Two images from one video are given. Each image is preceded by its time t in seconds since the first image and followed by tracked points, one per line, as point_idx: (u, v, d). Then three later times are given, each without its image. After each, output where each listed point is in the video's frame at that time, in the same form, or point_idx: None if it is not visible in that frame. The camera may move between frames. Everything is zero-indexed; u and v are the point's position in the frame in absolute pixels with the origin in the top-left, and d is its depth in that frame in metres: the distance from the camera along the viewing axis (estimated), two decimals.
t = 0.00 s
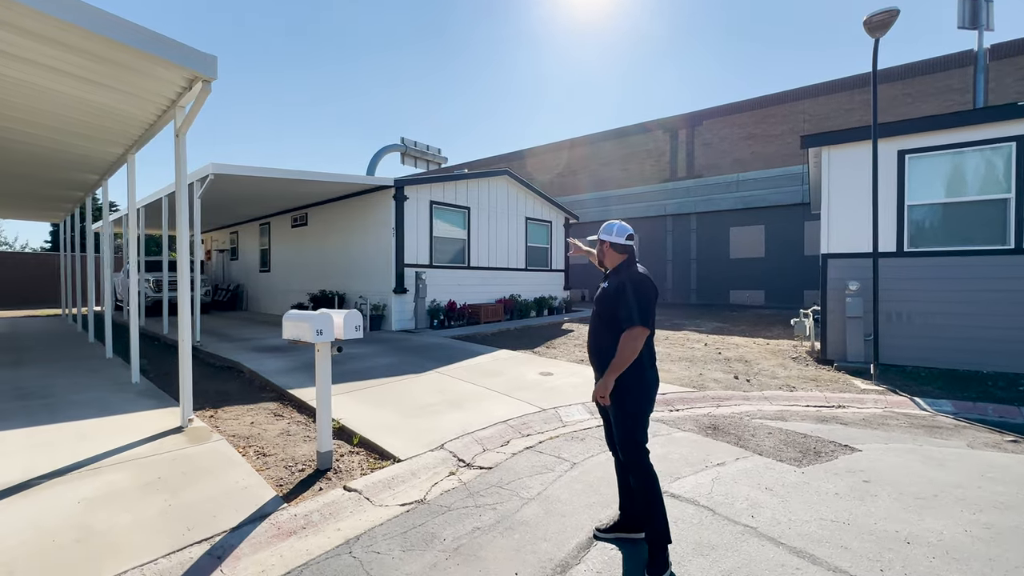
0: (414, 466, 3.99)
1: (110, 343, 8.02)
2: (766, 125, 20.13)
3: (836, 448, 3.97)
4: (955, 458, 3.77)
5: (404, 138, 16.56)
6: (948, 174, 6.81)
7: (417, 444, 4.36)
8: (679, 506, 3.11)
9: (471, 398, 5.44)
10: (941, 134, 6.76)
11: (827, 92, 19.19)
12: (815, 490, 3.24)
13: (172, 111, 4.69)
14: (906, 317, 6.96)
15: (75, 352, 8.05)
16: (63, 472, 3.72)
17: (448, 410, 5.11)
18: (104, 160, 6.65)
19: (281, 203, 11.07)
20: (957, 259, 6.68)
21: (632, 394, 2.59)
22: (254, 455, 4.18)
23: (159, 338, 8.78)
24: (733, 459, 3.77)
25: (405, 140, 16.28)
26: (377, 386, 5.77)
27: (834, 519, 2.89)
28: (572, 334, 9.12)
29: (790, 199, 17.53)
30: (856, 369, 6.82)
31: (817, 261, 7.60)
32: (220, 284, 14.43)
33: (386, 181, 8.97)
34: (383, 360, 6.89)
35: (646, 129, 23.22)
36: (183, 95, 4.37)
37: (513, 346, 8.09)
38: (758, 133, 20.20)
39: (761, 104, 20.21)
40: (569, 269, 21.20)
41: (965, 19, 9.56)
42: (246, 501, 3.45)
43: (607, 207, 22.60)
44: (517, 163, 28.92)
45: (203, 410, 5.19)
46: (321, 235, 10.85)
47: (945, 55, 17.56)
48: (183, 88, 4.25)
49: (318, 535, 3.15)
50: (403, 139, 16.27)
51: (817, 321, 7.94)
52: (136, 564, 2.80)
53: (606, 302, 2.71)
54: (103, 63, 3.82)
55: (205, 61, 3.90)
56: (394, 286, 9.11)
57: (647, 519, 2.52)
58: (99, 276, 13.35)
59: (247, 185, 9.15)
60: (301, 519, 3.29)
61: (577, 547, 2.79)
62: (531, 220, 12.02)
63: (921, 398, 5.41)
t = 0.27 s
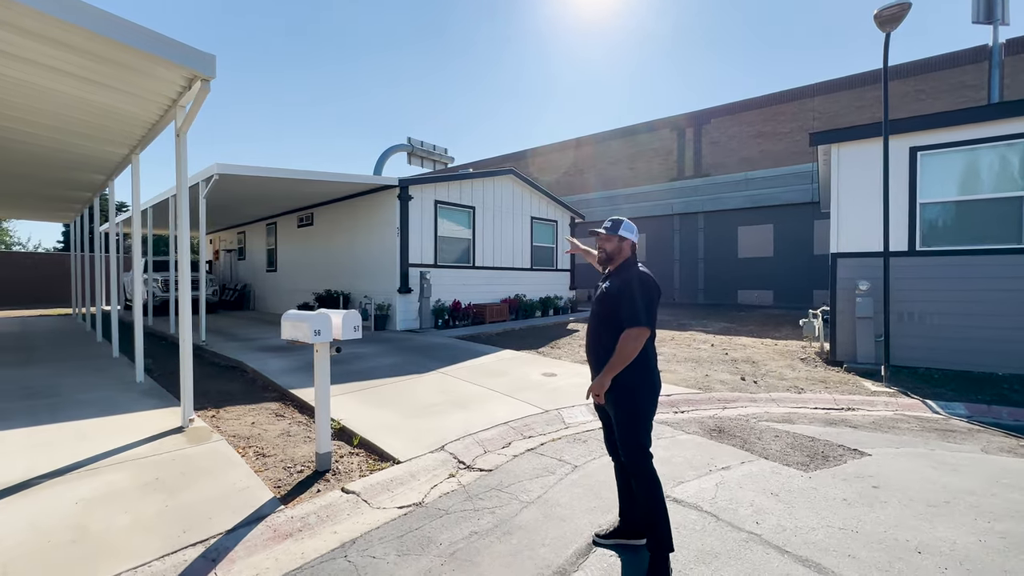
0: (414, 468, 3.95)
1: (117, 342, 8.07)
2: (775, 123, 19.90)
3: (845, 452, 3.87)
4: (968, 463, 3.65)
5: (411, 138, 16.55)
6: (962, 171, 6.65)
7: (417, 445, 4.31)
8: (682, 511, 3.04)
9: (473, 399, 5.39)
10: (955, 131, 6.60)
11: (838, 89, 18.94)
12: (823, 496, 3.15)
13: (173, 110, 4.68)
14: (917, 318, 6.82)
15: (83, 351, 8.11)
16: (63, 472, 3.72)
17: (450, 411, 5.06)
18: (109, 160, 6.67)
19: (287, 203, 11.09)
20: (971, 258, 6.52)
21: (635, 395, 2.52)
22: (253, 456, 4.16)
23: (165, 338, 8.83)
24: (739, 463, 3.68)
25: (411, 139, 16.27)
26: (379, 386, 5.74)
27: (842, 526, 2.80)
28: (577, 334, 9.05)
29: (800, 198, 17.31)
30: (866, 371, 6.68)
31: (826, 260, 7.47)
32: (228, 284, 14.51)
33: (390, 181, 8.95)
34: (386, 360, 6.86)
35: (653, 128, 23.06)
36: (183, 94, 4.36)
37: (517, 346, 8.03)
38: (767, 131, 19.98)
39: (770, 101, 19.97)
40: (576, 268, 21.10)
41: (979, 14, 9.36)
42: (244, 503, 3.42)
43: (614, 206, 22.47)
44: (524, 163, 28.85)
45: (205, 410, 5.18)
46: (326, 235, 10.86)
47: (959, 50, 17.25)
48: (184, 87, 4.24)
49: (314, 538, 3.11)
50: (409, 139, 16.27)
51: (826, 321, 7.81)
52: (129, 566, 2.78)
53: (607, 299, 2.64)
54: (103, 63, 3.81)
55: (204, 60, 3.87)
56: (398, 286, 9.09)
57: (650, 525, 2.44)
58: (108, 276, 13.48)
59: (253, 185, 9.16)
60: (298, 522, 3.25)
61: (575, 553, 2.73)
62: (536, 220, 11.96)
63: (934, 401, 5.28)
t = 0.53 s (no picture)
0: (414, 470, 3.92)
1: (124, 342, 8.12)
2: (784, 121, 19.69)
3: (853, 456, 3.78)
4: (981, 468, 3.56)
5: (417, 138, 16.55)
6: (974, 170, 6.52)
7: (418, 447, 4.28)
8: (684, 516, 2.98)
9: (475, 400, 5.35)
10: (967, 128, 6.47)
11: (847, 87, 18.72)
12: (829, 501, 3.08)
13: (176, 111, 4.68)
14: (929, 318, 6.69)
15: (90, 351, 8.17)
16: (64, 472, 3.72)
17: (452, 412, 5.03)
18: (115, 161, 6.71)
19: (293, 203, 11.11)
20: (984, 258, 6.39)
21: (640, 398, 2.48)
22: (254, 457, 4.14)
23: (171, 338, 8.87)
24: (744, 467, 3.61)
25: (417, 140, 16.28)
26: (381, 387, 5.71)
27: (850, 533, 2.73)
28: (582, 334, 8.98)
29: (809, 197, 17.11)
30: (876, 372, 6.57)
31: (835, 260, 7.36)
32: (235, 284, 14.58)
33: (394, 181, 8.94)
34: (389, 360, 6.84)
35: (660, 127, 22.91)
36: (184, 95, 4.36)
37: (521, 346, 7.99)
38: (776, 129, 19.76)
39: (779, 99, 19.78)
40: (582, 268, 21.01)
41: (991, 9, 9.20)
42: (242, 505, 3.40)
43: (621, 206, 22.35)
44: (530, 163, 28.80)
45: (208, 410, 5.18)
46: (331, 235, 10.87)
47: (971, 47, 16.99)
48: (185, 88, 4.24)
49: (312, 541, 3.08)
50: (415, 140, 16.28)
51: (835, 322, 7.69)
52: (126, 569, 2.76)
53: (616, 300, 2.59)
54: (104, 63, 3.81)
55: (205, 60, 3.87)
56: (403, 286, 9.07)
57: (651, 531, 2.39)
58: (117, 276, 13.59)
59: (258, 185, 9.19)
60: (296, 524, 3.23)
61: (574, 559, 2.68)
62: (542, 220, 11.90)
63: (945, 404, 5.17)
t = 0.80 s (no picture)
0: (417, 471, 3.90)
1: (132, 342, 8.18)
2: (792, 120, 19.51)
3: (862, 460, 3.71)
4: (993, 473, 3.48)
5: (423, 139, 16.57)
6: (987, 168, 6.41)
7: (421, 448, 4.27)
8: (688, 521, 2.93)
9: (479, 401, 5.33)
10: (980, 126, 6.35)
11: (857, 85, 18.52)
12: (837, 507, 3.02)
13: (181, 113, 4.71)
14: (940, 319, 6.58)
15: (99, 351, 8.23)
16: (69, 472, 3.74)
17: (455, 413, 5.00)
18: (122, 163, 6.77)
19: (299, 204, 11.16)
20: (997, 258, 6.28)
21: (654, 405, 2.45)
22: (257, 457, 4.15)
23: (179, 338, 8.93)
24: (749, 471, 3.56)
25: (424, 141, 16.30)
26: (386, 388, 5.71)
27: (857, 539, 2.67)
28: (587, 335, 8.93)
29: (818, 196, 16.93)
30: (886, 375, 6.47)
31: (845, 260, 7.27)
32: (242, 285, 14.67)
33: (399, 181, 8.94)
34: (394, 361, 6.83)
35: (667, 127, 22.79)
36: (189, 98, 4.38)
37: (527, 347, 7.96)
38: (784, 128, 19.57)
39: (787, 98, 19.60)
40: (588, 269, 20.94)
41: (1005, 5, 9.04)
42: (244, 506, 3.40)
43: (627, 206, 22.26)
44: (536, 163, 28.76)
45: (212, 410, 5.20)
46: (337, 236, 10.90)
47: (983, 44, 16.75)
48: (189, 90, 4.26)
49: (314, 542, 3.07)
50: (421, 140, 16.29)
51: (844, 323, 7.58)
52: (128, 569, 2.76)
53: (628, 304, 2.53)
54: (109, 66, 3.84)
55: (208, 62, 3.88)
56: (408, 287, 9.07)
57: (652, 539, 2.36)
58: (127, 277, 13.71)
59: (265, 186, 9.23)
60: (297, 525, 3.22)
61: (576, 564, 2.64)
62: (547, 220, 11.87)
63: (957, 407, 5.08)
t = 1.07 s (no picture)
0: (421, 473, 3.89)
1: (141, 342, 8.26)
2: (801, 119, 19.30)
3: (871, 465, 3.65)
4: (1007, 479, 3.41)
5: (430, 140, 16.58)
6: (1001, 167, 6.30)
7: (425, 450, 4.26)
8: (693, 526, 2.90)
9: (484, 403, 5.31)
10: (993, 124, 6.25)
11: (867, 83, 18.31)
12: (846, 512, 2.97)
13: (188, 116, 4.73)
14: (953, 321, 6.47)
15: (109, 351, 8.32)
16: (77, 472, 3.77)
17: (460, 415, 4.99)
18: (131, 165, 6.83)
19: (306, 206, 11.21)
20: (1011, 259, 6.17)
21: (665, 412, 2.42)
22: (262, 459, 4.16)
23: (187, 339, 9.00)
24: (756, 475, 3.51)
25: (430, 142, 16.33)
26: (391, 389, 5.71)
27: (866, 547, 2.62)
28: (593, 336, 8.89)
29: (827, 196, 16.75)
30: (896, 378, 6.38)
31: (854, 261, 7.18)
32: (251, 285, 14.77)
33: (405, 183, 8.95)
34: (400, 362, 6.84)
35: (675, 126, 22.67)
36: (196, 101, 4.40)
37: (532, 348, 7.93)
38: (794, 127, 19.36)
39: (796, 97, 19.41)
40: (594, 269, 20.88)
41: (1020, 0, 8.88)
42: (248, 507, 3.41)
43: (634, 207, 22.17)
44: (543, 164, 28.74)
45: (219, 411, 5.22)
46: (344, 237, 10.95)
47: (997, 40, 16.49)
48: (196, 93, 4.27)
49: (316, 544, 3.07)
50: (428, 142, 16.33)
51: (854, 325, 7.49)
52: (133, 570, 2.77)
53: (641, 307, 2.49)
54: (117, 70, 3.86)
55: (214, 65, 3.89)
56: (414, 288, 9.08)
57: (657, 547, 2.36)
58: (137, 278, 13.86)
59: (272, 188, 9.28)
60: (301, 527, 3.22)
61: (579, 569, 2.62)
62: (553, 221, 11.84)
63: (970, 410, 4.99)
